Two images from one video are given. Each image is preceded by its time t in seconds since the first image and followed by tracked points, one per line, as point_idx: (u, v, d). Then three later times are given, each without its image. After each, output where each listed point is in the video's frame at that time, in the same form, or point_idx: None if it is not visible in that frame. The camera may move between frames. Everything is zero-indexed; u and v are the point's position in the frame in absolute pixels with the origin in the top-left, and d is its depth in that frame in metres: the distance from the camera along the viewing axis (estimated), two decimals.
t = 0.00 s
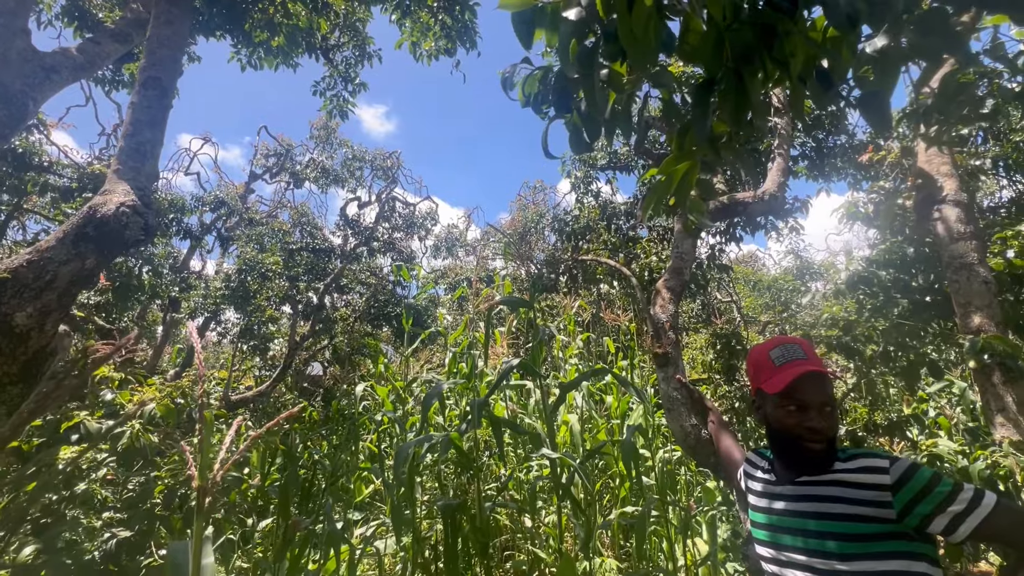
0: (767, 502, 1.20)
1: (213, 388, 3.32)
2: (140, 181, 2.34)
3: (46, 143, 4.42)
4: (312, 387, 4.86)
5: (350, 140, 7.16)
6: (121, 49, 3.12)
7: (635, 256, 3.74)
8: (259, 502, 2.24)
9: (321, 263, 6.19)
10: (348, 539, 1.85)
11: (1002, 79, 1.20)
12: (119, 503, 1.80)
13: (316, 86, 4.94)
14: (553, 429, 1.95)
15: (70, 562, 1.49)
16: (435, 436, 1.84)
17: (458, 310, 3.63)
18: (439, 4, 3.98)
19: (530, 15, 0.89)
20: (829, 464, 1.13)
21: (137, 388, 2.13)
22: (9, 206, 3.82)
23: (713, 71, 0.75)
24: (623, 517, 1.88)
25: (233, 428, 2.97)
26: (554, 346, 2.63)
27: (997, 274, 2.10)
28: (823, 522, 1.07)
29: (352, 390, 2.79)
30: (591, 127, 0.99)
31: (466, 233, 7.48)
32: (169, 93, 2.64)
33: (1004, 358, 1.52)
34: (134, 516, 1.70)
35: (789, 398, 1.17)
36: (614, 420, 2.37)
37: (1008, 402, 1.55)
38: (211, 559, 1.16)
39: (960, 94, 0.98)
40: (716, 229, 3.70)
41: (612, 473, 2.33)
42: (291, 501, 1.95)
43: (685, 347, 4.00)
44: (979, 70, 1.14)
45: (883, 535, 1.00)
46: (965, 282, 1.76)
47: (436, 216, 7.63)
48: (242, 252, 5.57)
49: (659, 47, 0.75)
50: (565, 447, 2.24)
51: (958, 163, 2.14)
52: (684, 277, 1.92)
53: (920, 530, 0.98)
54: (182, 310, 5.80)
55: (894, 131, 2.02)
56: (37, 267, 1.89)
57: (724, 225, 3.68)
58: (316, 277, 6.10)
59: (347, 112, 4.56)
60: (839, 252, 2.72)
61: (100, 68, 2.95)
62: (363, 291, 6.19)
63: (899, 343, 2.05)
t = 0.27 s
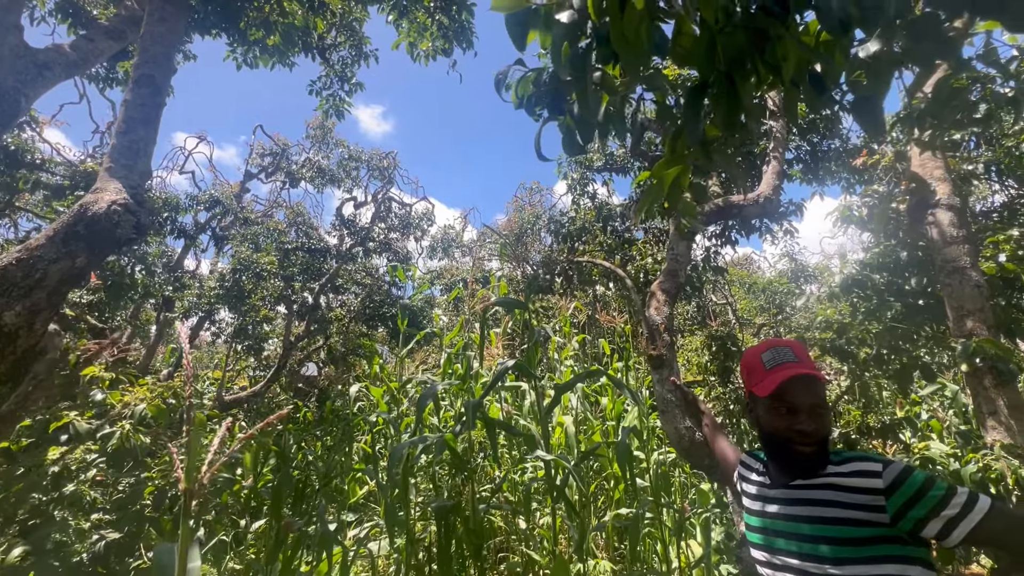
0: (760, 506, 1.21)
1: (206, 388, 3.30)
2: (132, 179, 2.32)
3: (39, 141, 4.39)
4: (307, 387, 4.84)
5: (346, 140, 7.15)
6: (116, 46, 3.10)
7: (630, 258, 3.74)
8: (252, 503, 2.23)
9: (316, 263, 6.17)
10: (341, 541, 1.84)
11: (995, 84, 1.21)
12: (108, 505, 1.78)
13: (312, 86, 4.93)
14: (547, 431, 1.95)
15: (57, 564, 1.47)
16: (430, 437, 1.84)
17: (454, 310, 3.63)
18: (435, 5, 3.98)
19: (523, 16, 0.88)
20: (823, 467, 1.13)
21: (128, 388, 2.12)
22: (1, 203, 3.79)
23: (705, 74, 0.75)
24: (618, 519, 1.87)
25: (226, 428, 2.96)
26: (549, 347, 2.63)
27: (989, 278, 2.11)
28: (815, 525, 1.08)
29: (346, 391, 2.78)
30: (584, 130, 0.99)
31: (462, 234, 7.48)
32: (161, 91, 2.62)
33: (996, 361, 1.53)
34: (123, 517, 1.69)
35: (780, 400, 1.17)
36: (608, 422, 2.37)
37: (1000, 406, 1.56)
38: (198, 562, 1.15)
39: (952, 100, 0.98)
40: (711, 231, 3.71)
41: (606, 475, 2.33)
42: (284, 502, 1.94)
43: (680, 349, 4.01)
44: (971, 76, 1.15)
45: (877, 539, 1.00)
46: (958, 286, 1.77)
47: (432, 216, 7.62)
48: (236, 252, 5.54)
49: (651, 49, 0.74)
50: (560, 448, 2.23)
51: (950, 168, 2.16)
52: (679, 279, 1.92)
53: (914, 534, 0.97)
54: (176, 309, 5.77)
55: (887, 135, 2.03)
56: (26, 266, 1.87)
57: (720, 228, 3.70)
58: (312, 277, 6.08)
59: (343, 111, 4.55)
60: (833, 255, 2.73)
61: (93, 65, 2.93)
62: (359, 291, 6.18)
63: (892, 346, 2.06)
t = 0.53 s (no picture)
0: (761, 509, 1.21)
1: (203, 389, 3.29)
2: (126, 179, 2.31)
3: (34, 141, 4.37)
4: (304, 389, 4.82)
5: (344, 141, 7.14)
6: (111, 46, 3.09)
7: (628, 259, 3.74)
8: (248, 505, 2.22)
9: (314, 263, 6.16)
10: (336, 543, 1.83)
11: (993, 84, 1.20)
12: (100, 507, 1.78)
13: (309, 86, 4.91)
14: (544, 432, 1.94)
15: (48, 566, 1.46)
16: (426, 439, 1.83)
17: (451, 311, 3.62)
18: (433, 5, 3.98)
19: (514, 11, 0.87)
20: (821, 469, 1.13)
21: (121, 389, 2.10)
22: None
23: (697, 70, 0.75)
24: (615, 522, 1.86)
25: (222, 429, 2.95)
26: (546, 348, 2.63)
27: (986, 280, 2.11)
28: (815, 530, 1.08)
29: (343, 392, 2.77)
30: (577, 126, 0.97)
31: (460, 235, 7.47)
32: (157, 90, 2.61)
33: (993, 363, 1.52)
34: (116, 518, 1.66)
35: (770, 401, 1.19)
36: (605, 423, 2.36)
37: (997, 408, 1.55)
38: (186, 565, 1.13)
39: (948, 98, 0.97)
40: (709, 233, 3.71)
41: (603, 476, 2.33)
42: (279, 504, 1.93)
43: (678, 350, 4.00)
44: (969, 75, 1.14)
45: (878, 543, 1.00)
46: (954, 287, 1.76)
47: (430, 217, 7.61)
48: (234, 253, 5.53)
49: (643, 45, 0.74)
50: (557, 450, 2.23)
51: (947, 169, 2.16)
52: (675, 280, 1.92)
53: (915, 537, 0.97)
54: (173, 310, 5.75)
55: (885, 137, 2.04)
56: (18, 265, 1.86)
57: (718, 229, 3.70)
58: (309, 278, 6.06)
59: (340, 112, 4.54)
60: (831, 256, 2.74)
61: (89, 65, 2.92)
62: (356, 292, 6.16)
63: (889, 347, 2.06)
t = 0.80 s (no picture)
0: (768, 513, 1.21)
1: (206, 392, 3.30)
2: (128, 183, 2.32)
3: (38, 145, 4.39)
4: (307, 392, 4.81)
5: (346, 143, 7.15)
6: (114, 50, 3.10)
7: (630, 261, 3.73)
8: (251, 508, 2.22)
9: (316, 266, 6.16)
10: (339, 547, 1.82)
11: (998, 85, 1.19)
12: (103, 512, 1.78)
13: (311, 89, 4.92)
14: (547, 435, 1.93)
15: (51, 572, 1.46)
16: (428, 442, 1.82)
17: (453, 313, 3.61)
18: (434, 8, 3.98)
19: (516, 13, 0.87)
20: (827, 469, 1.12)
21: (123, 393, 2.10)
22: None
23: (703, 72, 0.74)
24: (618, 525, 1.85)
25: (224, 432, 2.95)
26: (549, 350, 2.62)
27: (991, 281, 2.10)
28: (824, 534, 1.07)
29: (345, 395, 2.77)
30: (580, 129, 0.97)
31: (462, 237, 7.46)
32: (159, 95, 2.62)
33: (999, 365, 1.51)
34: (117, 525, 1.65)
35: (767, 401, 1.21)
36: (608, 426, 2.35)
37: (1003, 411, 1.54)
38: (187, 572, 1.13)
39: (953, 100, 0.97)
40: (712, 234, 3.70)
41: (606, 479, 2.32)
42: (282, 507, 1.92)
43: (681, 352, 3.99)
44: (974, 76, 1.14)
45: (887, 545, 1.00)
46: (959, 289, 1.75)
47: (432, 219, 7.61)
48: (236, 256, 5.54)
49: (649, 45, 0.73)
50: (560, 453, 2.22)
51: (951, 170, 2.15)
52: (678, 282, 1.91)
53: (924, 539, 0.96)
54: (175, 314, 5.76)
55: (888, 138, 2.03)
56: (20, 270, 1.86)
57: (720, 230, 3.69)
58: (311, 281, 6.07)
59: (342, 115, 4.55)
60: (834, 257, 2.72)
61: (92, 70, 2.93)
62: (358, 294, 6.16)
63: (894, 349, 2.05)
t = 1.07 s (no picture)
0: (786, 517, 1.20)
1: (215, 396, 3.31)
2: (139, 189, 2.33)
3: (50, 153, 4.44)
4: (315, 395, 4.82)
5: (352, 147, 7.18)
6: (123, 57, 3.12)
7: (637, 261, 3.72)
8: (261, 511, 2.22)
9: (323, 269, 6.19)
10: (349, 550, 1.82)
11: (1014, 79, 1.18)
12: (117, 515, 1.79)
13: (318, 94, 4.94)
14: (556, 436, 1.92)
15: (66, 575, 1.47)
16: (437, 444, 1.82)
17: (460, 315, 3.61)
18: (439, 11, 3.99)
19: (529, 12, 0.87)
20: (847, 474, 1.12)
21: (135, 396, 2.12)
22: (12, 214, 3.83)
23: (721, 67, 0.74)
24: (629, 526, 1.84)
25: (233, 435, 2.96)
26: (557, 351, 2.61)
27: (1006, 278, 2.07)
28: (845, 538, 1.07)
29: (354, 397, 2.78)
30: (593, 128, 0.98)
31: (469, 239, 7.47)
32: (169, 101, 2.64)
33: (1016, 363, 1.49)
34: (130, 527, 1.64)
35: (779, 401, 1.20)
36: (617, 427, 2.34)
37: (1021, 409, 1.52)
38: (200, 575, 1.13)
39: (970, 94, 0.95)
40: (720, 233, 3.68)
41: (616, 481, 2.30)
42: (292, 510, 1.92)
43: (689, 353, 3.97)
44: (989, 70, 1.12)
45: (911, 552, 0.98)
46: (975, 286, 1.73)
47: (438, 222, 7.62)
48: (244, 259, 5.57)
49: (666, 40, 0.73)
50: (569, 454, 2.21)
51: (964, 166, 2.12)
52: (687, 281, 1.90)
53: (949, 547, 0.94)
54: (185, 318, 5.81)
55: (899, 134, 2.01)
56: (34, 276, 1.87)
57: (728, 229, 3.66)
58: (319, 284, 6.09)
59: (348, 119, 4.57)
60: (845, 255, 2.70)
61: (102, 77, 2.96)
62: (366, 297, 6.18)
63: (907, 348, 2.03)
